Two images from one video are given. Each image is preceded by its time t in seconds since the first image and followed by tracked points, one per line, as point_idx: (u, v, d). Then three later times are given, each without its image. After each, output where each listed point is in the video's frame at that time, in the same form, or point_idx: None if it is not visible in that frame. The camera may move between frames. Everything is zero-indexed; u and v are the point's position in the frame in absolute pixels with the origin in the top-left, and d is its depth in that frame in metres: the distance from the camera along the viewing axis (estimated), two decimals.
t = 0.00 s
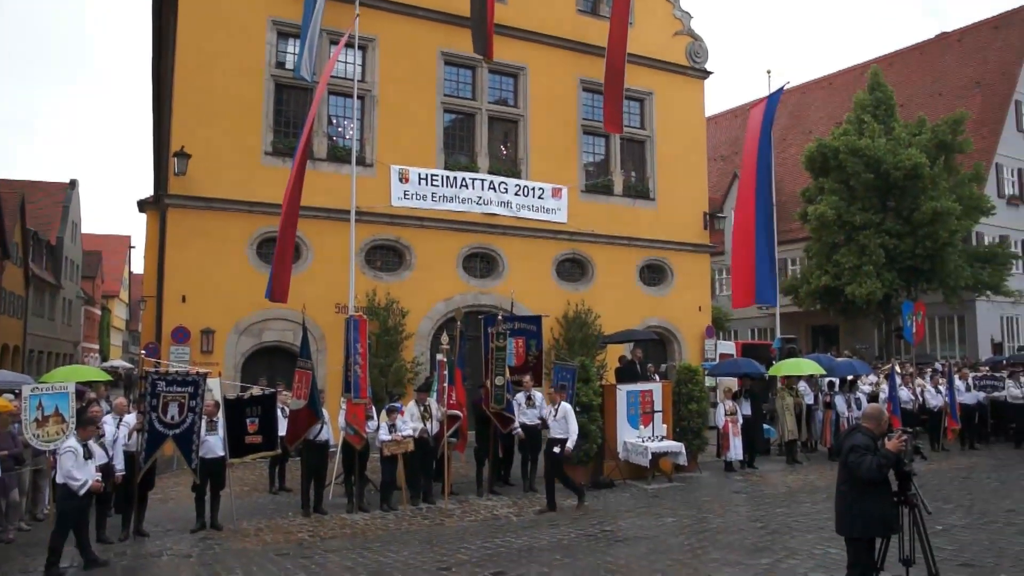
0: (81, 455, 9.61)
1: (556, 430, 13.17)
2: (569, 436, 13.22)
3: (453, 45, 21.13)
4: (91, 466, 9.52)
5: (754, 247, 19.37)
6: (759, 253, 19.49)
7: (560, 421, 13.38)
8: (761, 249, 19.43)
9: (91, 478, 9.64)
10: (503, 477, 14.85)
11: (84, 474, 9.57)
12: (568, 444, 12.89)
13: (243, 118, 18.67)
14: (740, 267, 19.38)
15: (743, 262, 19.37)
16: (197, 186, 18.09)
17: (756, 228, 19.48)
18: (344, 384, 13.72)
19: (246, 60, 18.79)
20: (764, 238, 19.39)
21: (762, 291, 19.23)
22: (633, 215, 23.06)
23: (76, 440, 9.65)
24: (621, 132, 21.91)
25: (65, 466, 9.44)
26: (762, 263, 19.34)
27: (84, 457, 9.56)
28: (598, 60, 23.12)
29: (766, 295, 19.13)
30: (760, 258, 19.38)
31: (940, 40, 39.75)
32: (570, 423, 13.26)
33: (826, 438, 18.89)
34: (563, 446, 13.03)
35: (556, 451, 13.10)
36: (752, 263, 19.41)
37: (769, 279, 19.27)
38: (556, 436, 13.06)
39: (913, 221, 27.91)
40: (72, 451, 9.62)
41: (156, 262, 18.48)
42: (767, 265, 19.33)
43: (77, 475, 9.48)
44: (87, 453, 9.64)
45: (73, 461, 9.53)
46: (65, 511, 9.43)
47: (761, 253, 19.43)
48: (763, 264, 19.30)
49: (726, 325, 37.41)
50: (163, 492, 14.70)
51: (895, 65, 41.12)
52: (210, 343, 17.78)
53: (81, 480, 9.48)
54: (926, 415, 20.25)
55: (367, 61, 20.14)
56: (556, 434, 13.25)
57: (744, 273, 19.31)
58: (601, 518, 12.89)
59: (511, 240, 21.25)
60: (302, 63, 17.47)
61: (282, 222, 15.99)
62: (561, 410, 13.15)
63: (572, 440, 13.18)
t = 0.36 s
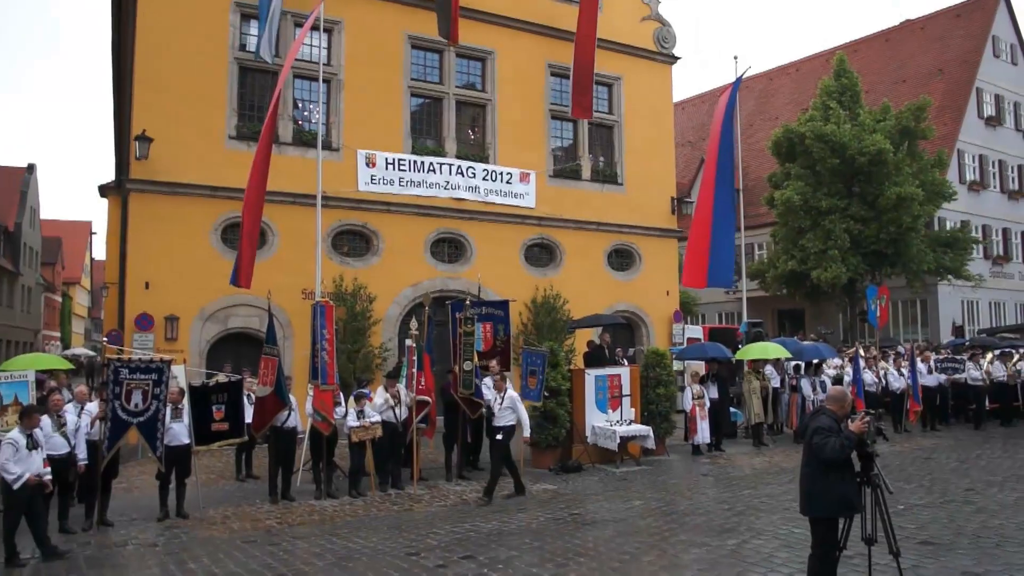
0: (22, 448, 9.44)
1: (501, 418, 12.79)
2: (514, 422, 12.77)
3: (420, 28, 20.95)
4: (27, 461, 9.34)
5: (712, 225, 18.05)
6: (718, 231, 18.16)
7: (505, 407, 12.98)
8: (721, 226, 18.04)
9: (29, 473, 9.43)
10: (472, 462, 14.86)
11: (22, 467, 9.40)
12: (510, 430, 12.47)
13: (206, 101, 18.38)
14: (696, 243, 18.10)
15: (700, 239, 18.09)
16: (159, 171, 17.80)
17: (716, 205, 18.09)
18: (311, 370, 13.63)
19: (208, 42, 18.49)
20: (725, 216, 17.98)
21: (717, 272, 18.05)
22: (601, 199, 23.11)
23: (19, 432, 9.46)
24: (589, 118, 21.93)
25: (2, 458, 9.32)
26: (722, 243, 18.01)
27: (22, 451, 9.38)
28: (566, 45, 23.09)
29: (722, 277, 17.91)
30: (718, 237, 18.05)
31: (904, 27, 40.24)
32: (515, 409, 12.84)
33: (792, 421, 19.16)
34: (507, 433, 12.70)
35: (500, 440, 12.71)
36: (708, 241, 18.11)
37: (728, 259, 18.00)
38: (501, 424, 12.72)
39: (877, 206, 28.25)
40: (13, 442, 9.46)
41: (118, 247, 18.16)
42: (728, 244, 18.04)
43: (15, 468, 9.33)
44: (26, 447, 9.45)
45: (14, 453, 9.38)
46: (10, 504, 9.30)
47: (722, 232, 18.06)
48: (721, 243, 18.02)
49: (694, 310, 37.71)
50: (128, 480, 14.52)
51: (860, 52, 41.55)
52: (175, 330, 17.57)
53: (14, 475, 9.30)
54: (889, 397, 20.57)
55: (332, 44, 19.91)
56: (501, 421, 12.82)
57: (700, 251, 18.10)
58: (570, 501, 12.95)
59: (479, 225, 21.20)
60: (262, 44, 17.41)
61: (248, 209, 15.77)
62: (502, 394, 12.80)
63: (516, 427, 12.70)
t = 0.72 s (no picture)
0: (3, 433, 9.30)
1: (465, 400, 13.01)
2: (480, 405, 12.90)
3: (408, 9, 20.79)
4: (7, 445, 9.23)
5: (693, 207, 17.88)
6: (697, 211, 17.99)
7: (470, 390, 13.15)
8: (699, 209, 17.94)
9: (3, 460, 9.31)
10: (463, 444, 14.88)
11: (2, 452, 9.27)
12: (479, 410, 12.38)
13: (194, 83, 18.24)
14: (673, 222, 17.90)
15: (679, 216, 17.87)
16: (146, 153, 17.66)
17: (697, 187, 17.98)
18: (301, 354, 13.60)
19: (195, 23, 18.34)
20: (706, 199, 17.91)
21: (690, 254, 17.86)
22: (591, 182, 23.08)
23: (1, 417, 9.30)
24: (580, 100, 21.83)
25: None
26: (699, 227, 17.89)
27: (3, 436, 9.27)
28: (556, 27, 22.99)
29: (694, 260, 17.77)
30: (696, 221, 17.90)
31: (894, 10, 40.20)
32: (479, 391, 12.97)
33: (781, 402, 19.23)
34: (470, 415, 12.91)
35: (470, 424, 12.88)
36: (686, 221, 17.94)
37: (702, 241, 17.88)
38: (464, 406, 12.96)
39: (867, 188, 28.28)
40: None
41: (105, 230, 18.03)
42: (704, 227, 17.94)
43: None
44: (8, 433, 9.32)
45: None
46: None
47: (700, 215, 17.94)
48: (698, 223, 17.83)
49: (684, 292, 37.80)
50: (118, 464, 14.48)
51: (850, 34, 41.51)
52: (164, 313, 17.49)
53: None
54: (877, 378, 20.79)
55: (320, 25, 19.75)
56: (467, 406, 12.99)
57: (677, 231, 17.86)
58: (560, 482, 12.99)
59: (468, 207, 21.15)
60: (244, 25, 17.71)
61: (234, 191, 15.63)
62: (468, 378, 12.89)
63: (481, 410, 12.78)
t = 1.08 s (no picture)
0: (9, 417, 9.37)
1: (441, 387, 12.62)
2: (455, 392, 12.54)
3: None
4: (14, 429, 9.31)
5: (685, 189, 17.89)
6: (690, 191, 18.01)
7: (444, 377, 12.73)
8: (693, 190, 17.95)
9: (13, 443, 9.41)
10: (468, 427, 14.92)
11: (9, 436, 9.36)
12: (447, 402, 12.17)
13: (194, 68, 18.19)
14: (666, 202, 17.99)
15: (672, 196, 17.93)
16: (147, 139, 17.64)
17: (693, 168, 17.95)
18: (304, 338, 13.63)
19: (195, 7, 18.27)
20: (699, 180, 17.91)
21: (679, 235, 17.93)
22: (593, 164, 23.01)
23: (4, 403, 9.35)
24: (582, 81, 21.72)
25: None
26: (691, 208, 17.93)
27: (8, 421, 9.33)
28: (557, 8, 22.87)
29: (682, 242, 17.82)
30: (689, 201, 17.94)
31: None
32: (453, 378, 12.64)
33: (785, 383, 19.30)
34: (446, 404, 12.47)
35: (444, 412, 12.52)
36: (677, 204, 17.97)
37: (692, 224, 17.94)
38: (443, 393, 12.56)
39: (870, 168, 28.16)
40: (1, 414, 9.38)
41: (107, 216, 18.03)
42: (695, 209, 17.97)
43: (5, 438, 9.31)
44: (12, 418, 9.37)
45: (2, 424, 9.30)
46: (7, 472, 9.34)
47: (693, 197, 17.95)
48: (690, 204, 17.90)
49: (687, 274, 37.76)
50: (123, 449, 14.55)
51: (853, 14, 41.20)
52: (168, 299, 17.53)
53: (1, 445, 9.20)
54: (880, 359, 20.82)
55: (320, 8, 19.66)
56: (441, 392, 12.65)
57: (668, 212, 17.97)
58: (564, 465, 13.02)
59: (470, 190, 21.11)
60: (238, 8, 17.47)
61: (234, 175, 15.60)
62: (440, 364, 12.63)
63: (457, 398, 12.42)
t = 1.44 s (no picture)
0: (27, 381, 9.62)
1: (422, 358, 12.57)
2: (436, 362, 12.40)
3: None
4: (37, 391, 9.60)
5: (687, 159, 17.88)
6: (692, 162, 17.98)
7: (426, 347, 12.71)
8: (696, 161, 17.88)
9: (33, 408, 9.64)
10: (477, 397, 15.03)
11: (32, 399, 9.61)
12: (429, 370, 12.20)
13: (203, 37, 18.15)
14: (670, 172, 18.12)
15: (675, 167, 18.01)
16: (156, 108, 17.67)
17: (697, 139, 17.87)
18: (315, 307, 13.74)
19: None
20: (702, 151, 17.81)
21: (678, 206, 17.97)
22: (603, 135, 22.93)
23: (23, 368, 9.62)
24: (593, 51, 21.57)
25: (13, 395, 9.45)
26: (692, 179, 17.89)
27: (30, 384, 9.60)
28: None
29: (680, 212, 17.86)
30: (690, 172, 17.90)
31: None
32: (435, 348, 12.64)
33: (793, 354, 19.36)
34: (426, 374, 12.39)
35: (421, 382, 12.24)
36: (677, 176, 18.00)
37: (691, 196, 17.93)
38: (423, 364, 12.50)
39: (882, 141, 27.96)
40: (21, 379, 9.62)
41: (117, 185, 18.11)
42: (695, 182, 17.94)
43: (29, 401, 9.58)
44: (33, 381, 9.65)
45: (23, 389, 9.55)
46: (29, 438, 9.55)
47: (694, 169, 17.92)
48: (690, 175, 17.89)
49: (696, 246, 37.70)
50: (137, 416, 14.75)
51: None
52: (179, 268, 17.66)
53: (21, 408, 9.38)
54: (889, 331, 20.84)
55: None
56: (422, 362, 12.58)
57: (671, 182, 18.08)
58: (571, 434, 13.13)
59: (479, 161, 21.08)
60: None
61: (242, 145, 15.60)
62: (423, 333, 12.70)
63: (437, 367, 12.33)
